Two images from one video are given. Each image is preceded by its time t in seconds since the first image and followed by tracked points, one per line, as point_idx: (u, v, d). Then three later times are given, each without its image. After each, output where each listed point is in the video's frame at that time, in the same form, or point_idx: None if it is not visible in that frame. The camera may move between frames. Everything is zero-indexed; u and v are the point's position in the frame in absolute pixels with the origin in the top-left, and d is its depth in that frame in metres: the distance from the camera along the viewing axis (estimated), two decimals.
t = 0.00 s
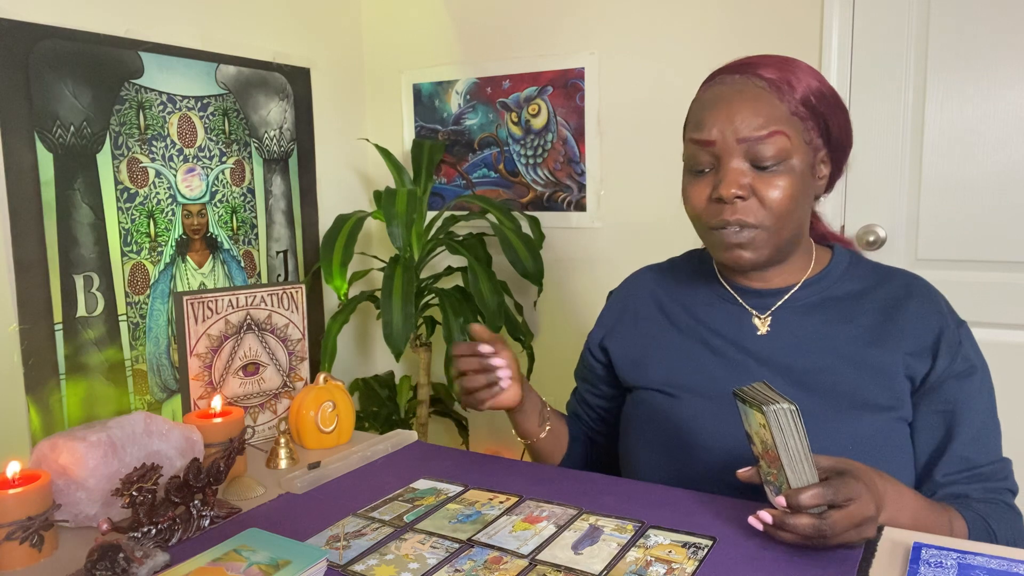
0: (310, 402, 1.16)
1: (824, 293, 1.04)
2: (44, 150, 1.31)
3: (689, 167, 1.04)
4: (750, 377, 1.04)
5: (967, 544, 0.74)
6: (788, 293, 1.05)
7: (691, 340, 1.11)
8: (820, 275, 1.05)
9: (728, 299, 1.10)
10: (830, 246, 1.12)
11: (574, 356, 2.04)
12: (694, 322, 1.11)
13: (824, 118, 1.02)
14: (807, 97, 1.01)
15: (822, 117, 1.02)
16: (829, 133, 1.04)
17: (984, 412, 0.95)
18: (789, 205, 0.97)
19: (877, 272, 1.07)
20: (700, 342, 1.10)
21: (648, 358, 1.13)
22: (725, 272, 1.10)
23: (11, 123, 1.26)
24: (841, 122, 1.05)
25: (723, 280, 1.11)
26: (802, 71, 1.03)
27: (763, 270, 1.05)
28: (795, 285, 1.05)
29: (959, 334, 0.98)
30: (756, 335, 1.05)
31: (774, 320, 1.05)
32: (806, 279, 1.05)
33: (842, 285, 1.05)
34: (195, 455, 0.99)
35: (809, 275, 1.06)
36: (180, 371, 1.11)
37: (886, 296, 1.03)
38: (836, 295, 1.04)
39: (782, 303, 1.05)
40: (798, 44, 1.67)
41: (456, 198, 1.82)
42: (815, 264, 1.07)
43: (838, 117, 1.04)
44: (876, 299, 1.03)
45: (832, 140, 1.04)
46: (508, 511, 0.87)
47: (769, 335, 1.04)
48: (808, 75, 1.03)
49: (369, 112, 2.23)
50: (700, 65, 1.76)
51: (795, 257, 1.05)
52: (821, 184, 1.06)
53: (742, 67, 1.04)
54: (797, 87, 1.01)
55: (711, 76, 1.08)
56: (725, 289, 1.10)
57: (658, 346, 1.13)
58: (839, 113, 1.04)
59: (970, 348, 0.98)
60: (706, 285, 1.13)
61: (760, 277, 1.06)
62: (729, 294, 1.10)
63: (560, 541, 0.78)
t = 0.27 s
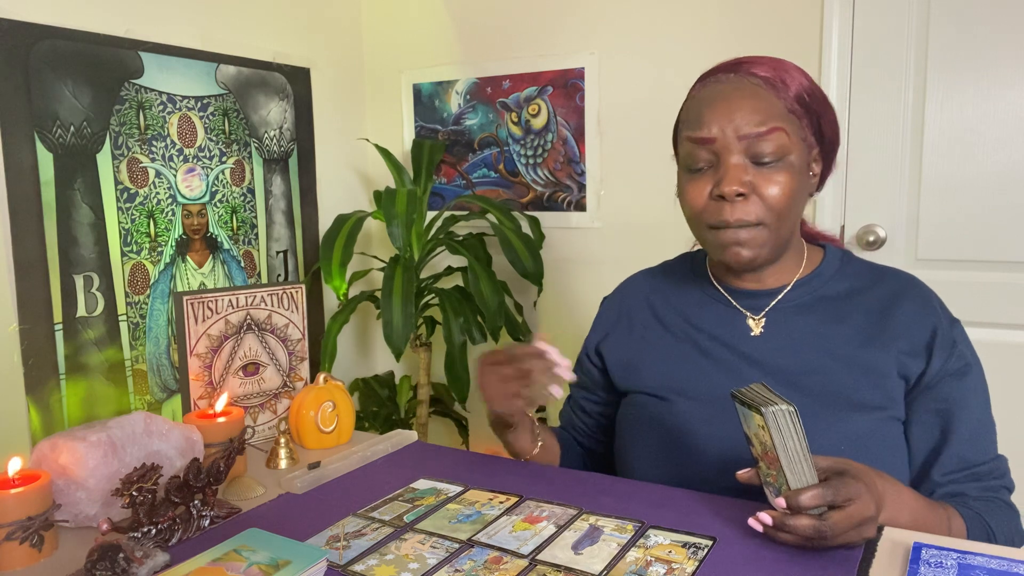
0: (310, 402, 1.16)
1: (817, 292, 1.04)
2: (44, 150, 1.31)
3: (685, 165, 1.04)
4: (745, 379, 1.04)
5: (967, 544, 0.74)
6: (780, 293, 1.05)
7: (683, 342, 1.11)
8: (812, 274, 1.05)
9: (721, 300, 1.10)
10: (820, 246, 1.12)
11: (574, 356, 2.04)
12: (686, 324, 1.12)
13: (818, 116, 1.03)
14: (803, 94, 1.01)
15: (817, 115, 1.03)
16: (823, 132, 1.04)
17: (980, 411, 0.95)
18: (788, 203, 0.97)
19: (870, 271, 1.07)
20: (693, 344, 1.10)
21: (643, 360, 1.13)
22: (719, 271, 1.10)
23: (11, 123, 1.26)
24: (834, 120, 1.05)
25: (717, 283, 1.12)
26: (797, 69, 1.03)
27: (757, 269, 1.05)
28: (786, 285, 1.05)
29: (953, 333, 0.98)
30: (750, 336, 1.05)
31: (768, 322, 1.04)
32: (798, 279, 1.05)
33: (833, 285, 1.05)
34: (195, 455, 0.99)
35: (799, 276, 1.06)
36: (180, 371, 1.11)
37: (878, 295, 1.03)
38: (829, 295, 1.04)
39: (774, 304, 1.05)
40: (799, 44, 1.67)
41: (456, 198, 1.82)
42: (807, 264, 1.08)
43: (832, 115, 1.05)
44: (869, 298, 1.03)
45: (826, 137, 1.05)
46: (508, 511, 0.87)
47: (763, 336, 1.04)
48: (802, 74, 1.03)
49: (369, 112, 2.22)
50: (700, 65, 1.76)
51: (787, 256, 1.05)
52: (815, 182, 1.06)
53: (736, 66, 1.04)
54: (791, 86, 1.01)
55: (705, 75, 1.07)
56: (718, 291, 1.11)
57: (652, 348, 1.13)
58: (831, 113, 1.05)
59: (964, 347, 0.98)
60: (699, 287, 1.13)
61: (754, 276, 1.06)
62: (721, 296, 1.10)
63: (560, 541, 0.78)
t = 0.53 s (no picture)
0: (310, 402, 1.16)
1: (811, 291, 1.04)
2: (44, 151, 1.31)
3: (688, 159, 1.04)
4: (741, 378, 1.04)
5: (967, 544, 0.74)
6: (775, 290, 1.05)
7: (679, 340, 1.11)
8: (806, 273, 1.05)
9: (716, 297, 1.10)
10: (818, 245, 1.12)
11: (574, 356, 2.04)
12: (682, 321, 1.12)
13: (818, 117, 1.03)
14: (805, 94, 1.02)
15: (818, 116, 1.03)
16: (823, 134, 1.05)
17: (974, 413, 0.95)
18: (791, 201, 0.98)
19: (866, 271, 1.06)
20: (688, 342, 1.10)
21: (639, 358, 1.13)
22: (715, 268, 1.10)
23: (11, 124, 1.26)
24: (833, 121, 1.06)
25: (713, 279, 1.12)
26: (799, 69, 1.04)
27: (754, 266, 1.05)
28: (780, 283, 1.05)
29: (948, 334, 0.98)
30: (744, 333, 1.05)
31: (762, 318, 1.05)
32: (793, 277, 1.05)
33: (827, 284, 1.04)
34: (195, 455, 0.99)
35: (794, 275, 1.06)
36: (180, 371, 1.11)
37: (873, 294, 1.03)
38: (823, 293, 1.04)
39: (768, 300, 1.05)
40: (799, 45, 1.67)
41: (456, 198, 1.82)
42: (802, 263, 1.07)
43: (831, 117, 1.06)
44: (863, 297, 1.03)
45: (824, 138, 1.05)
46: (508, 511, 0.87)
47: (757, 333, 1.04)
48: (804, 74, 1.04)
49: (370, 112, 2.22)
50: (700, 65, 1.76)
51: (785, 254, 1.05)
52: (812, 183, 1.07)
53: (741, 64, 1.04)
54: (795, 86, 1.01)
55: (708, 72, 1.07)
56: (714, 288, 1.11)
57: (648, 346, 1.13)
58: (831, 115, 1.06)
59: (959, 349, 0.98)
60: (696, 283, 1.14)
61: (750, 273, 1.06)
62: (716, 292, 1.10)
63: (560, 541, 0.78)
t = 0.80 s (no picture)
0: (310, 402, 1.16)
1: (814, 290, 1.04)
2: (44, 150, 1.31)
3: (691, 155, 1.04)
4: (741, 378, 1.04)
5: (967, 544, 0.74)
6: (778, 290, 1.05)
7: (681, 339, 1.11)
8: (809, 273, 1.05)
9: (718, 297, 1.10)
10: (821, 246, 1.12)
11: (574, 356, 2.04)
12: (684, 322, 1.12)
13: (821, 115, 1.03)
14: (807, 92, 1.01)
15: (820, 114, 1.03)
16: (825, 133, 1.04)
17: (977, 413, 0.95)
18: (790, 197, 0.98)
19: (868, 270, 1.06)
20: (690, 342, 1.09)
21: (641, 358, 1.13)
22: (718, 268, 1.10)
23: (11, 123, 1.27)
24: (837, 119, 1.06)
25: (715, 279, 1.12)
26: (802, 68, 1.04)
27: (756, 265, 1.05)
28: (784, 283, 1.05)
29: (951, 334, 0.98)
30: (747, 331, 1.05)
31: (765, 316, 1.04)
32: (797, 276, 1.05)
33: (830, 283, 1.04)
34: (195, 455, 0.99)
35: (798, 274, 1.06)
36: (180, 371, 1.11)
37: (876, 294, 1.03)
38: (826, 293, 1.04)
39: (772, 299, 1.05)
40: (799, 45, 1.67)
41: (456, 198, 1.82)
42: (806, 263, 1.07)
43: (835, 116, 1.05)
44: (866, 297, 1.02)
45: (828, 137, 1.05)
46: (508, 511, 0.87)
47: (760, 332, 1.04)
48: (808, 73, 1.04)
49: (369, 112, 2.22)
50: (700, 65, 1.76)
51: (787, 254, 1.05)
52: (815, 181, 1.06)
53: (742, 64, 1.04)
54: (797, 84, 1.01)
55: (711, 71, 1.08)
56: (716, 288, 1.10)
57: (651, 346, 1.13)
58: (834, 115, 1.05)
59: (963, 349, 0.98)
60: (698, 282, 1.14)
61: (755, 273, 1.06)
62: (719, 291, 1.10)
63: (560, 541, 0.78)
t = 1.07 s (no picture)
0: (310, 402, 1.16)
1: (814, 293, 1.04)
2: (44, 150, 1.31)
3: (690, 151, 1.05)
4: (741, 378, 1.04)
5: (967, 544, 0.74)
6: (778, 292, 1.05)
7: (679, 341, 1.11)
8: (809, 276, 1.05)
9: (717, 299, 1.10)
10: (820, 247, 1.12)
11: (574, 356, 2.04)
12: (682, 324, 1.12)
13: (821, 114, 1.04)
14: (806, 91, 1.03)
15: (820, 113, 1.04)
16: (824, 132, 1.05)
17: (978, 416, 0.95)
18: (788, 189, 0.97)
19: (869, 273, 1.06)
20: (689, 344, 1.09)
21: (640, 360, 1.13)
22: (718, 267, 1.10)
23: (11, 123, 1.27)
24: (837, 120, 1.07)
25: (715, 281, 1.12)
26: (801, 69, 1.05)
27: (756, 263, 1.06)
28: (784, 285, 1.05)
29: (952, 338, 0.98)
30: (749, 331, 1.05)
31: (766, 316, 1.04)
32: (797, 279, 1.05)
33: (831, 286, 1.05)
34: (195, 455, 0.99)
35: (799, 275, 1.06)
36: (180, 371, 1.11)
37: (877, 296, 1.03)
38: (826, 295, 1.04)
39: (772, 302, 1.05)
40: (799, 44, 1.67)
41: (456, 198, 1.82)
42: (808, 266, 1.08)
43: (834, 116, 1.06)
44: (867, 300, 1.03)
45: (827, 137, 1.05)
46: (508, 511, 0.87)
47: (762, 331, 1.04)
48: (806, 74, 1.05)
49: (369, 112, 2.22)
50: (700, 65, 1.76)
51: (786, 253, 1.05)
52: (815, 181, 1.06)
53: (742, 63, 1.06)
54: (796, 81, 1.03)
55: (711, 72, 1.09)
56: (715, 291, 1.11)
57: (649, 348, 1.13)
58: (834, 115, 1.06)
59: (964, 353, 0.98)
60: (696, 284, 1.14)
61: (756, 273, 1.07)
62: (718, 293, 1.10)
63: (560, 541, 0.78)
